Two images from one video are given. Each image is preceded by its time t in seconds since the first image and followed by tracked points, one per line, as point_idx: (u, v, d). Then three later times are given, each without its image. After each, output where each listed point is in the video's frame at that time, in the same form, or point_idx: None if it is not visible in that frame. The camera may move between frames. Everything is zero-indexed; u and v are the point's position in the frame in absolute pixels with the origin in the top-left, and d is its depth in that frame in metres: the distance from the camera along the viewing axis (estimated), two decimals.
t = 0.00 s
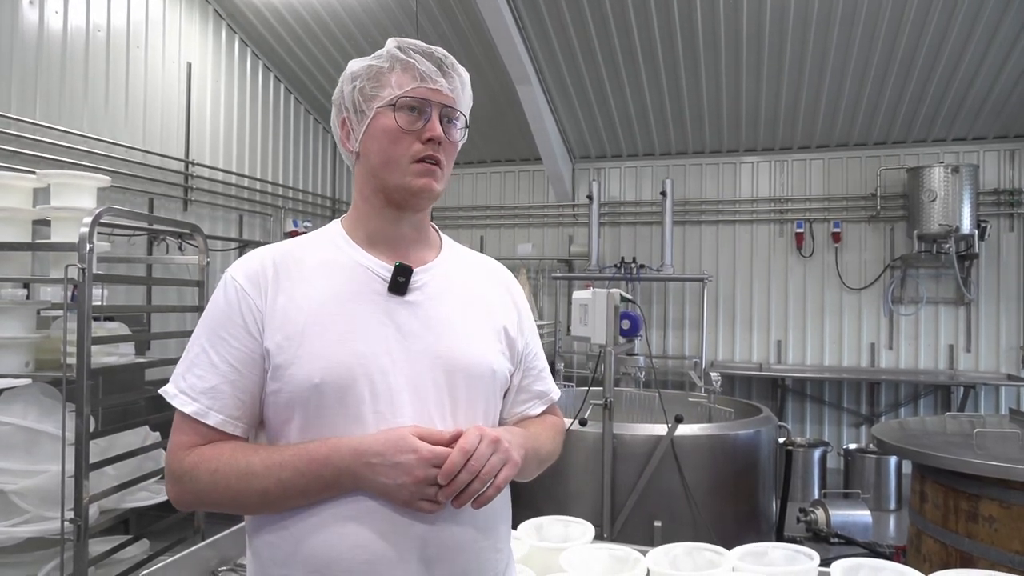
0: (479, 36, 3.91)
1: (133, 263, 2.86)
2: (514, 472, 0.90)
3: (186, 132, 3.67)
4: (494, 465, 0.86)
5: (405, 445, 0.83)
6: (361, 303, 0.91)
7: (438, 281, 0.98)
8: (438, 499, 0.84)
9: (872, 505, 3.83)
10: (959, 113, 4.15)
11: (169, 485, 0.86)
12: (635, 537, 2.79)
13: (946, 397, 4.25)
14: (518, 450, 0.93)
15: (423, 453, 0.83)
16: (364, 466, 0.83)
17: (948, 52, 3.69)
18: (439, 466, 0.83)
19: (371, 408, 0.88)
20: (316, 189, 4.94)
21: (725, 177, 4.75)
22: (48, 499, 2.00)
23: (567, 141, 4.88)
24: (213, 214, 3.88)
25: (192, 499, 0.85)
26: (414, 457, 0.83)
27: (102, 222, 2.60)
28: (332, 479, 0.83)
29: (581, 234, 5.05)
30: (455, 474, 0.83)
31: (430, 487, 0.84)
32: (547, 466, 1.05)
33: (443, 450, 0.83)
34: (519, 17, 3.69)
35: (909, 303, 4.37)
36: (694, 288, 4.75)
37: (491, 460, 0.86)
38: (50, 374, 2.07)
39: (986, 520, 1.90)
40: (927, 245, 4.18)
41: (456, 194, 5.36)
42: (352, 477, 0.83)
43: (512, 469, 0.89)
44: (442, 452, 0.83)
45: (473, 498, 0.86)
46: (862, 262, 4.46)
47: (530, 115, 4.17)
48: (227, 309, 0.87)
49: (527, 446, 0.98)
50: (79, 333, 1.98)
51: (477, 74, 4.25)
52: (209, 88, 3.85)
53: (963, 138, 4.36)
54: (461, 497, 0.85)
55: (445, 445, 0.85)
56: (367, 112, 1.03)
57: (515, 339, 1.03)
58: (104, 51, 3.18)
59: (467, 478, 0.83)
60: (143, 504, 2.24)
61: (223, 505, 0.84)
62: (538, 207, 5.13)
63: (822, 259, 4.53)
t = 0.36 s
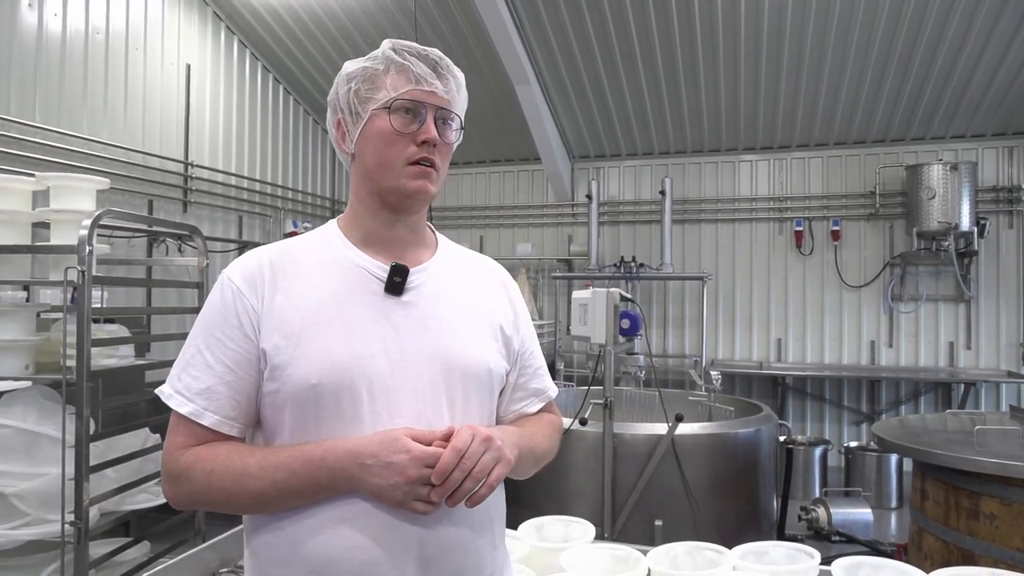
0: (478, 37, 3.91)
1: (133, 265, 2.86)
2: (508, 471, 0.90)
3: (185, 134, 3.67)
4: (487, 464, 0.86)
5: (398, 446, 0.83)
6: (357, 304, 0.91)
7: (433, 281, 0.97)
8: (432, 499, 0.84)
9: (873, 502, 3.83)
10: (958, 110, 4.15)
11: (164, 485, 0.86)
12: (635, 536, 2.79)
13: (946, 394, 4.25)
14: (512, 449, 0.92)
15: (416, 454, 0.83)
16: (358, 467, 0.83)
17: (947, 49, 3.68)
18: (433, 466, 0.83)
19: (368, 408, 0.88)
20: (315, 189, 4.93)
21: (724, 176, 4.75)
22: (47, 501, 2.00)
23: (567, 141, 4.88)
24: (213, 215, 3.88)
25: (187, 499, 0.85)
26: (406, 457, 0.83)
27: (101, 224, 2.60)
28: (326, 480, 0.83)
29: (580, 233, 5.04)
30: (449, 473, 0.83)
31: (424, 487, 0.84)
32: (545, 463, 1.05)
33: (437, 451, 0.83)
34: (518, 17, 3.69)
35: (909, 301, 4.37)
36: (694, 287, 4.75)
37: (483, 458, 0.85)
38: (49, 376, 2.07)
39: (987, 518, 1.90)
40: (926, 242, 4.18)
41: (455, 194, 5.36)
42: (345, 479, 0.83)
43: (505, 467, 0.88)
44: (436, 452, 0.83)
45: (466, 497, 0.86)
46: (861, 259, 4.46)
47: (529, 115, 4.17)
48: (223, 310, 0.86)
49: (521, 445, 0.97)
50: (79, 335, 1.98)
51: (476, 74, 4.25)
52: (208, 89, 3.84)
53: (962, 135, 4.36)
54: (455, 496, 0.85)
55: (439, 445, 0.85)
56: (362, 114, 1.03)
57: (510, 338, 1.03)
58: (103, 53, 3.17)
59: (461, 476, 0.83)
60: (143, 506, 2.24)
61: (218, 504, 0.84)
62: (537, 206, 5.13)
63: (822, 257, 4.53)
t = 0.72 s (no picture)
0: (477, 37, 3.90)
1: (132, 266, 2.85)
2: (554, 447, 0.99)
3: (184, 135, 3.67)
4: (544, 440, 0.96)
5: (389, 435, 0.82)
6: (356, 304, 0.91)
7: (431, 281, 0.97)
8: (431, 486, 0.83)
9: (873, 502, 3.83)
10: (956, 110, 4.15)
11: (170, 492, 0.86)
12: (635, 536, 2.79)
13: (946, 394, 4.25)
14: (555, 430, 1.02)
15: (405, 437, 0.82)
16: (348, 459, 0.81)
17: (946, 48, 3.69)
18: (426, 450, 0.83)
19: (370, 408, 0.87)
20: (314, 190, 4.93)
21: (723, 176, 4.75)
22: (47, 503, 2.00)
23: (566, 141, 4.88)
24: (212, 216, 3.88)
25: (192, 506, 0.85)
26: (396, 442, 0.82)
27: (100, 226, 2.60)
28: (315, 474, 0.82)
29: (580, 233, 5.04)
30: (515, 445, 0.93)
31: (417, 473, 0.83)
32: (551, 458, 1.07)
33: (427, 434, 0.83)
34: (517, 17, 3.69)
35: (908, 300, 4.37)
36: (693, 287, 4.75)
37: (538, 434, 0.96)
38: (49, 378, 2.07)
39: (987, 517, 1.90)
40: (925, 241, 4.19)
41: (455, 194, 5.36)
42: (337, 474, 0.82)
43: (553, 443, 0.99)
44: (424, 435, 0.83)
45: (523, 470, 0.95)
46: (860, 259, 4.47)
47: (528, 115, 4.16)
48: (221, 315, 0.86)
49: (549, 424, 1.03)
50: (78, 336, 1.98)
51: (475, 74, 4.25)
52: (207, 90, 3.84)
53: (961, 134, 4.37)
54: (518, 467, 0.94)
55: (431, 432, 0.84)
56: (360, 119, 1.03)
57: (508, 337, 1.04)
58: (102, 54, 3.17)
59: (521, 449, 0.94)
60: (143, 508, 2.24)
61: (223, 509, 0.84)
62: (536, 206, 5.13)
63: (821, 256, 4.53)
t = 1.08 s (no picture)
0: (477, 39, 3.91)
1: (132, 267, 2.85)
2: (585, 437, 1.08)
3: (185, 135, 3.67)
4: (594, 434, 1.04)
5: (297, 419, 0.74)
6: (354, 303, 0.91)
7: (431, 282, 0.97)
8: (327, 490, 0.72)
9: (873, 504, 3.83)
10: (956, 113, 4.16)
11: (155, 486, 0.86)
12: (635, 538, 2.78)
13: (946, 397, 4.25)
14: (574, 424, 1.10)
15: (309, 426, 0.72)
16: (261, 446, 0.74)
17: (947, 51, 3.69)
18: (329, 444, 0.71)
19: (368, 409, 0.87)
20: (314, 191, 4.93)
21: (724, 178, 4.75)
22: (47, 504, 2.00)
23: (566, 143, 4.88)
24: (213, 217, 3.88)
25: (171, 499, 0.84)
26: (300, 431, 0.72)
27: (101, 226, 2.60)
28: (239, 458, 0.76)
29: (580, 235, 5.05)
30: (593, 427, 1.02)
31: (317, 469, 0.72)
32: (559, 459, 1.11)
33: (334, 426, 0.72)
34: (518, 19, 3.70)
35: (908, 303, 4.37)
36: (694, 289, 4.75)
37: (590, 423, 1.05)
38: (49, 378, 2.07)
39: (987, 520, 1.90)
40: (925, 244, 4.19)
41: (455, 195, 5.37)
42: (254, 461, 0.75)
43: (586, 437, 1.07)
44: (327, 425, 0.72)
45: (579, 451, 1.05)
46: (861, 261, 4.47)
47: (528, 117, 4.16)
48: (218, 314, 0.87)
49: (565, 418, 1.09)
50: (79, 336, 1.98)
51: (475, 76, 4.25)
52: (208, 91, 3.85)
53: (961, 137, 4.37)
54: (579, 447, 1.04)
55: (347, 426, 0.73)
56: (366, 119, 1.03)
57: (513, 338, 1.03)
58: (103, 55, 3.17)
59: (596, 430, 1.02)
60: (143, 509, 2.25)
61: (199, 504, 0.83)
62: (537, 208, 5.13)
63: (821, 259, 4.53)
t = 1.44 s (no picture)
0: (478, 40, 3.91)
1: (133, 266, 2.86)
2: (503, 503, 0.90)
3: (186, 135, 3.68)
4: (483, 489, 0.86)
5: (381, 442, 0.83)
6: (358, 304, 0.91)
7: (437, 283, 0.97)
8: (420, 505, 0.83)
9: (872, 508, 3.83)
10: (957, 116, 4.16)
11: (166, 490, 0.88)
12: (635, 540, 2.78)
13: (946, 400, 4.25)
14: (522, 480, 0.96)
15: (401, 449, 0.82)
16: (340, 465, 0.82)
17: (947, 54, 3.69)
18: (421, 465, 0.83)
19: (368, 409, 0.88)
20: (315, 191, 4.94)
21: (724, 180, 4.76)
22: (47, 503, 2.00)
23: (567, 144, 4.89)
24: (213, 217, 3.88)
25: (189, 503, 0.87)
26: (392, 454, 0.82)
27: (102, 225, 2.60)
28: (307, 480, 0.83)
29: (580, 236, 5.06)
30: (444, 488, 0.83)
31: (410, 485, 0.83)
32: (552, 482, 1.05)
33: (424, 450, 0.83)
34: (519, 20, 3.71)
35: (908, 306, 4.37)
36: (694, 291, 4.75)
37: (484, 484, 0.86)
38: (49, 377, 2.07)
39: (986, 523, 1.90)
40: (926, 247, 4.19)
41: (455, 196, 5.37)
42: (327, 477, 0.83)
43: (501, 500, 0.89)
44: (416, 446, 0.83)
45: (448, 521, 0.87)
46: (861, 264, 4.47)
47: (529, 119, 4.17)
48: (222, 315, 0.87)
49: (530, 468, 0.97)
50: (79, 336, 1.98)
51: (476, 76, 4.25)
52: (209, 91, 3.85)
53: (962, 140, 4.37)
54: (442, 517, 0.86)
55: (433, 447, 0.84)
56: (374, 114, 1.04)
57: (517, 342, 1.03)
58: (104, 55, 3.18)
59: (456, 495, 0.84)
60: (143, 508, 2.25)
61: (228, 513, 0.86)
62: (537, 210, 5.14)
63: (822, 261, 4.53)
